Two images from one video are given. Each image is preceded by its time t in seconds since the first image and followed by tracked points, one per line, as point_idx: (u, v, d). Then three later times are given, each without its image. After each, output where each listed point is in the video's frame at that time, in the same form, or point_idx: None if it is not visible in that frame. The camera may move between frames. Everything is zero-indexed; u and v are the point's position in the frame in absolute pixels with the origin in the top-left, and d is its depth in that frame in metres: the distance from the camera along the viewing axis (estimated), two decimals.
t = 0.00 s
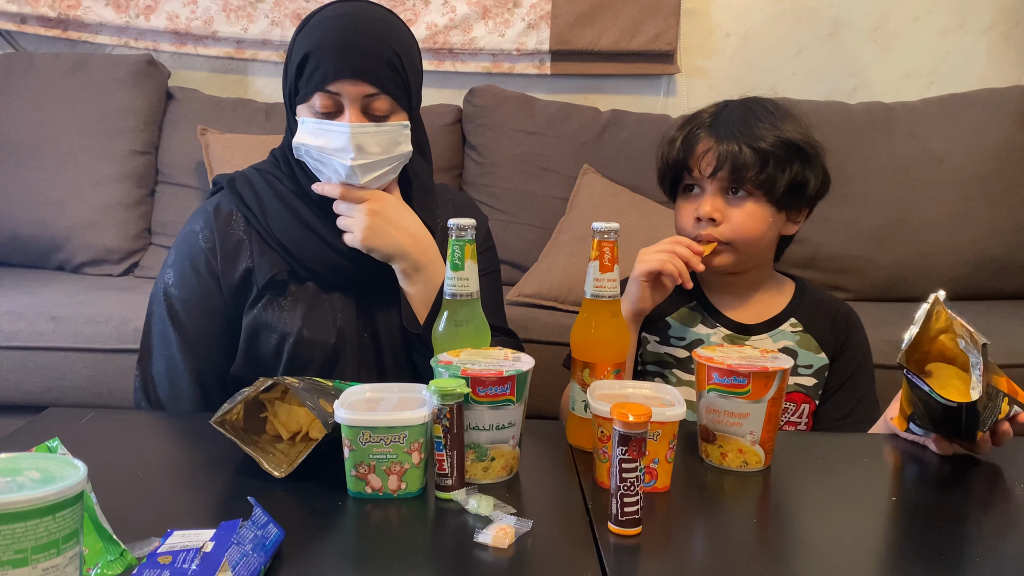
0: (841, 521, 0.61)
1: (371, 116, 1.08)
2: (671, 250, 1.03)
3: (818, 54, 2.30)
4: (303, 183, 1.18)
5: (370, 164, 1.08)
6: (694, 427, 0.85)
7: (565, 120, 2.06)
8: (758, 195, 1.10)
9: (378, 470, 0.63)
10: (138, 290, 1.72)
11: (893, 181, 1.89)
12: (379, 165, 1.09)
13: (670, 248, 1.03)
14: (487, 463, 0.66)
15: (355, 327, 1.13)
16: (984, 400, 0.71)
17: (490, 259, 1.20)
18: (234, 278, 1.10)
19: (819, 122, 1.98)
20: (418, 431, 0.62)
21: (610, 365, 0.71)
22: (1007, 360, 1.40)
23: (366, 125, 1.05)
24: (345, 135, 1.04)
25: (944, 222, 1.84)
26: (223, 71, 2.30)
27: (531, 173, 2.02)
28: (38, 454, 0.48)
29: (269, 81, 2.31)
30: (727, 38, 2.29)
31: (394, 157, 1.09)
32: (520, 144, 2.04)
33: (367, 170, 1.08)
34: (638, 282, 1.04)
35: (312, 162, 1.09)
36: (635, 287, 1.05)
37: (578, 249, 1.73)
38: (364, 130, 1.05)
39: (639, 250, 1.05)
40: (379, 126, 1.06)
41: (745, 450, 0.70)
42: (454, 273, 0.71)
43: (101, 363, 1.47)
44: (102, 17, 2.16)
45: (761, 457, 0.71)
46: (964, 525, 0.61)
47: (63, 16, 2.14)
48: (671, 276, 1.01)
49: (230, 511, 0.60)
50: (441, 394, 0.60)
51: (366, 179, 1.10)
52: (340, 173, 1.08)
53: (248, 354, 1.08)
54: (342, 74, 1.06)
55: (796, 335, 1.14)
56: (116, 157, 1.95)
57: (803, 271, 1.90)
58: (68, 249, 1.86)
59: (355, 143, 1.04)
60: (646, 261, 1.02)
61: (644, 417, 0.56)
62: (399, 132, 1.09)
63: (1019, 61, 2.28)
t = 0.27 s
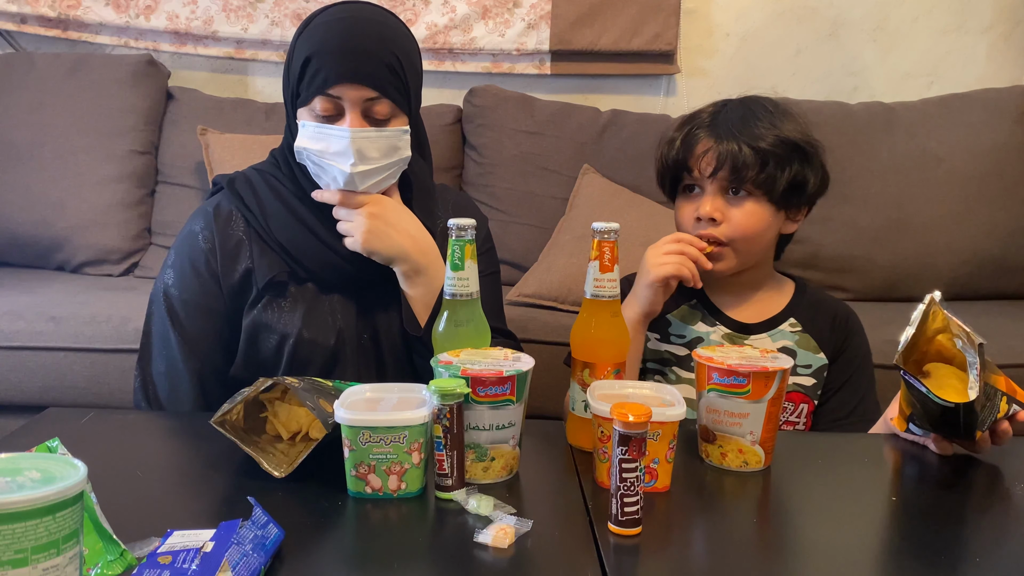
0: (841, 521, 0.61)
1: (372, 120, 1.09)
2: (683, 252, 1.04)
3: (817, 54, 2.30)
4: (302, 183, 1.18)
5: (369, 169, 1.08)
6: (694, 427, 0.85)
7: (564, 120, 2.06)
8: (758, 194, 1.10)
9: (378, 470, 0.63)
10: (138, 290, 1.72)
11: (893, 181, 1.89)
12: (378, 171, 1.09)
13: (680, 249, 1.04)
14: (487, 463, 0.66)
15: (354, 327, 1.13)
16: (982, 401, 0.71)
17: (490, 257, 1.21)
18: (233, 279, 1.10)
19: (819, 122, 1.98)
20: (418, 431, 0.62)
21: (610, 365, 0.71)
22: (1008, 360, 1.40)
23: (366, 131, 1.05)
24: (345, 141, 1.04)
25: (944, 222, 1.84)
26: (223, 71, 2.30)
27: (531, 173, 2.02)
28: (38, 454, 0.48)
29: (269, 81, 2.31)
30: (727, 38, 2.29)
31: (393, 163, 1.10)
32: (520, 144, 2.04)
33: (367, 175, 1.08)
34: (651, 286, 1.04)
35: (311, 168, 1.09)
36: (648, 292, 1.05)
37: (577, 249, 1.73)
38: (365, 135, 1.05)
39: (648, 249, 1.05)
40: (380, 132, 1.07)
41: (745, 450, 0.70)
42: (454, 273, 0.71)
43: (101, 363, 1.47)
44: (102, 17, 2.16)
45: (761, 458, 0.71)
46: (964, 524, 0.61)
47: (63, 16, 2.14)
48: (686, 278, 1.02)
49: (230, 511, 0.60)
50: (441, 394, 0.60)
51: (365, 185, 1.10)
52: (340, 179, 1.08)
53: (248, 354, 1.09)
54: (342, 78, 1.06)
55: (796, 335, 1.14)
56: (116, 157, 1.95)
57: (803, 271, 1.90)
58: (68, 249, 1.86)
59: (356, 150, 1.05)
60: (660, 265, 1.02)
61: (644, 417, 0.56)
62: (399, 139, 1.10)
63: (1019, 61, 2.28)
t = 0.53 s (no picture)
0: (840, 521, 0.61)
1: (372, 119, 1.09)
2: (696, 251, 1.05)
3: (818, 54, 2.30)
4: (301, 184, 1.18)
5: (372, 166, 1.07)
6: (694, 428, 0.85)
7: (564, 120, 2.06)
8: (756, 194, 1.10)
9: (378, 470, 0.63)
10: (138, 290, 1.72)
11: (893, 181, 1.89)
12: (381, 168, 1.09)
13: (692, 247, 1.05)
14: (487, 463, 0.66)
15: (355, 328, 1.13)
16: (982, 400, 0.71)
17: (489, 252, 1.22)
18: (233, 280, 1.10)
19: (819, 122, 1.98)
20: (418, 431, 0.62)
21: (610, 365, 0.71)
22: (1008, 361, 1.40)
23: (367, 129, 1.05)
24: (345, 139, 1.04)
25: (944, 222, 1.84)
26: (223, 71, 2.30)
27: (531, 173, 2.02)
28: (38, 454, 0.48)
29: (269, 82, 2.31)
30: (727, 38, 2.29)
31: (396, 161, 1.09)
32: (520, 144, 2.04)
33: (369, 173, 1.08)
34: (671, 290, 1.03)
35: (313, 167, 1.09)
36: (668, 295, 1.04)
37: (577, 249, 1.73)
38: (365, 134, 1.05)
39: (659, 252, 1.05)
40: (380, 130, 1.07)
41: (745, 450, 0.70)
42: (454, 273, 0.71)
43: (101, 363, 1.47)
44: (102, 17, 2.16)
45: (761, 457, 0.71)
46: (965, 524, 0.61)
47: (63, 16, 2.14)
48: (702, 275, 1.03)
49: (230, 511, 0.60)
50: (441, 394, 0.60)
51: (367, 183, 1.09)
52: (342, 176, 1.07)
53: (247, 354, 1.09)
54: (342, 77, 1.06)
55: (794, 333, 1.14)
56: (116, 157, 1.95)
57: (803, 271, 1.90)
58: (68, 249, 1.86)
59: (357, 147, 1.04)
60: (677, 267, 1.02)
61: (644, 417, 0.56)
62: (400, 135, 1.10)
63: (1019, 61, 2.28)
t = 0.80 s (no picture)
0: (840, 521, 0.61)
1: (366, 120, 1.10)
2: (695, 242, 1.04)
3: (817, 54, 2.30)
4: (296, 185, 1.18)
5: (366, 166, 1.08)
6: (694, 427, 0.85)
7: (564, 120, 2.06)
8: (750, 194, 1.10)
9: (378, 470, 0.63)
10: (138, 290, 1.72)
11: (893, 181, 1.89)
12: (376, 168, 1.09)
13: (690, 239, 1.04)
14: (487, 463, 0.66)
15: (353, 328, 1.13)
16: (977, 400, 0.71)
17: (485, 251, 1.24)
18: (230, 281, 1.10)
19: (819, 121, 1.98)
20: (418, 431, 0.62)
21: (610, 365, 0.71)
22: (1008, 360, 1.40)
23: (361, 129, 1.07)
24: (340, 138, 1.06)
25: (944, 222, 1.84)
26: (223, 71, 2.30)
27: (531, 173, 2.02)
28: (38, 454, 0.49)
29: (269, 81, 2.31)
30: (727, 38, 2.29)
31: (390, 161, 1.11)
32: (520, 144, 2.04)
33: (364, 172, 1.08)
34: (677, 286, 1.03)
35: (309, 169, 1.10)
36: (676, 293, 1.04)
37: (577, 249, 1.73)
38: (359, 133, 1.07)
39: (659, 250, 1.04)
40: (375, 130, 1.08)
41: (745, 450, 0.70)
42: (454, 273, 0.71)
43: (101, 364, 1.47)
44: (102, 17, 2.16)
45: (761, 457, 0.71)
46: (965, 524, 0.61)
47: (63, 16, 2.14)
48: (706, 267, 1.03)
49: (230, 511, 0.60)
50: (441, 394, 0.60)
51: (362, 183, 1.09)
52: (337, 176, 1.07)
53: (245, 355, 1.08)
54: (335, 78, 1.06)
55: (793, 331, 1.14)
56: (116, 157, 1.95)
57: (803, 271, 1.90)
58: (68, 249, 1.86)
59: (350, 145, 1.06)
60: (681, 262, 1.02)
61: (644, 417, 0.56)
62: (394, 137, 1.11)
63: (1019, 61, 2.28)
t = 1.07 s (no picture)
0: (840, 521, 0.61)
1: (364, 118, 1.10)
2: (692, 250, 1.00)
3: (818, 54, 2.30)
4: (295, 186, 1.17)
5: (364, 164, 1.07)
6: (693, 427, 0.85)
7: (564, 120, 2.06)
8: (747, 187, 1.10)
9: (379, 470, 0.63)
10: (138, 290, 1.72)
11: (893, 181, 1.89)
12: (373, 167, 1.09)
13: (686, 246, 1.00)
14: (487, 463, 0.66)
15: (354, 329, 1.13)
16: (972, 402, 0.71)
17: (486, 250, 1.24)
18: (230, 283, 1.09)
19: (819, 121, 1.98)
20: (418, 431, 0.62)
21: (610, 365, 0.71)
22: (1007, 361, 1.40)
23: (358, 128, 1.08)
24: (337, 138, 1.07)
25: (944, 222, 1.84)
26: (223, 71, 2.30)
27: (531, 173, 2.02)
28: (38, 454, 0.48)
29: (269, 81, 2.31)
30: (727, 38, 2.29)
31: (388, 160, 1.10)
32: (520, 144, 2.04)
33: (362, 171, 1.07)
34: (676, 297, 0.98)
35: (307, 169, 1.10)
36: (674, 303, 0.98)
37: (577, 249, 1.73)
38: (357, 132, 1.08)
39: (655, 257, 0.99)
40: (373, 129, 1.09)
41: (745, 450, 0.70)
42: (454, 273, 0.71)
43: (101, 363, 1.47)
44: (102, 17, 2.16)
45: (761, 457, 0.71)
46: (966, 525, 0.61)
47: (63, 16, 2.14)
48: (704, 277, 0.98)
49: (230, 511, 0.60)
50: (441, 394, 0.60)
51: (360, 183, 1.09)
52: (335, 176, 1.07)
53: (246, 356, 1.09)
54: (332, 76, 1.06)
55: (793, 331, 1.14)
56: (116, 157, 1.95)
57: (803, 271, 1.90)
58: (68, 249, 1.86)
59: (348, 145, 1.06)
60: (679, 273, 0.96)
61: (644, 417, 0.56)
62: (393, 136, 1.11)
63: (1019, 61, 2.28)
